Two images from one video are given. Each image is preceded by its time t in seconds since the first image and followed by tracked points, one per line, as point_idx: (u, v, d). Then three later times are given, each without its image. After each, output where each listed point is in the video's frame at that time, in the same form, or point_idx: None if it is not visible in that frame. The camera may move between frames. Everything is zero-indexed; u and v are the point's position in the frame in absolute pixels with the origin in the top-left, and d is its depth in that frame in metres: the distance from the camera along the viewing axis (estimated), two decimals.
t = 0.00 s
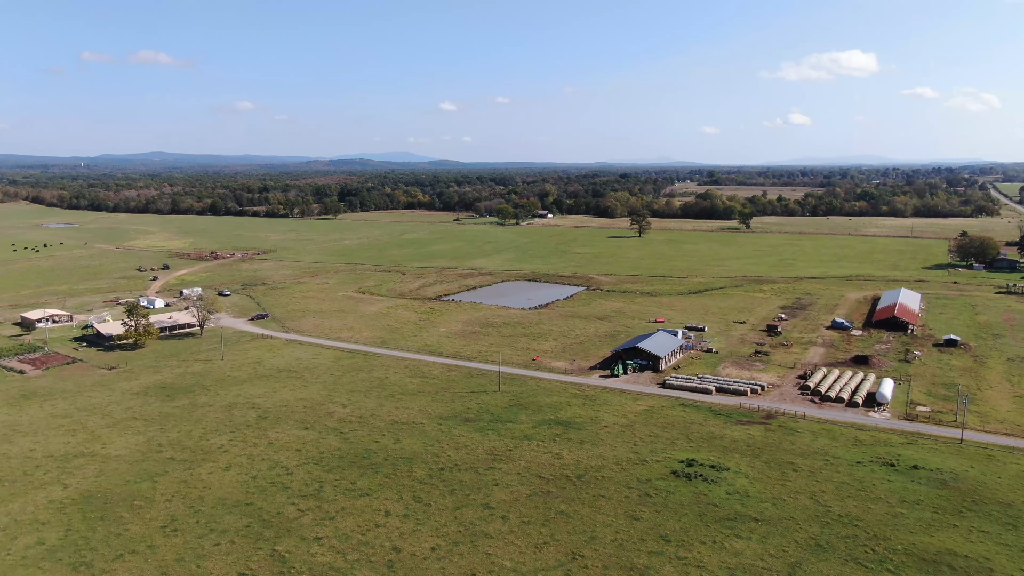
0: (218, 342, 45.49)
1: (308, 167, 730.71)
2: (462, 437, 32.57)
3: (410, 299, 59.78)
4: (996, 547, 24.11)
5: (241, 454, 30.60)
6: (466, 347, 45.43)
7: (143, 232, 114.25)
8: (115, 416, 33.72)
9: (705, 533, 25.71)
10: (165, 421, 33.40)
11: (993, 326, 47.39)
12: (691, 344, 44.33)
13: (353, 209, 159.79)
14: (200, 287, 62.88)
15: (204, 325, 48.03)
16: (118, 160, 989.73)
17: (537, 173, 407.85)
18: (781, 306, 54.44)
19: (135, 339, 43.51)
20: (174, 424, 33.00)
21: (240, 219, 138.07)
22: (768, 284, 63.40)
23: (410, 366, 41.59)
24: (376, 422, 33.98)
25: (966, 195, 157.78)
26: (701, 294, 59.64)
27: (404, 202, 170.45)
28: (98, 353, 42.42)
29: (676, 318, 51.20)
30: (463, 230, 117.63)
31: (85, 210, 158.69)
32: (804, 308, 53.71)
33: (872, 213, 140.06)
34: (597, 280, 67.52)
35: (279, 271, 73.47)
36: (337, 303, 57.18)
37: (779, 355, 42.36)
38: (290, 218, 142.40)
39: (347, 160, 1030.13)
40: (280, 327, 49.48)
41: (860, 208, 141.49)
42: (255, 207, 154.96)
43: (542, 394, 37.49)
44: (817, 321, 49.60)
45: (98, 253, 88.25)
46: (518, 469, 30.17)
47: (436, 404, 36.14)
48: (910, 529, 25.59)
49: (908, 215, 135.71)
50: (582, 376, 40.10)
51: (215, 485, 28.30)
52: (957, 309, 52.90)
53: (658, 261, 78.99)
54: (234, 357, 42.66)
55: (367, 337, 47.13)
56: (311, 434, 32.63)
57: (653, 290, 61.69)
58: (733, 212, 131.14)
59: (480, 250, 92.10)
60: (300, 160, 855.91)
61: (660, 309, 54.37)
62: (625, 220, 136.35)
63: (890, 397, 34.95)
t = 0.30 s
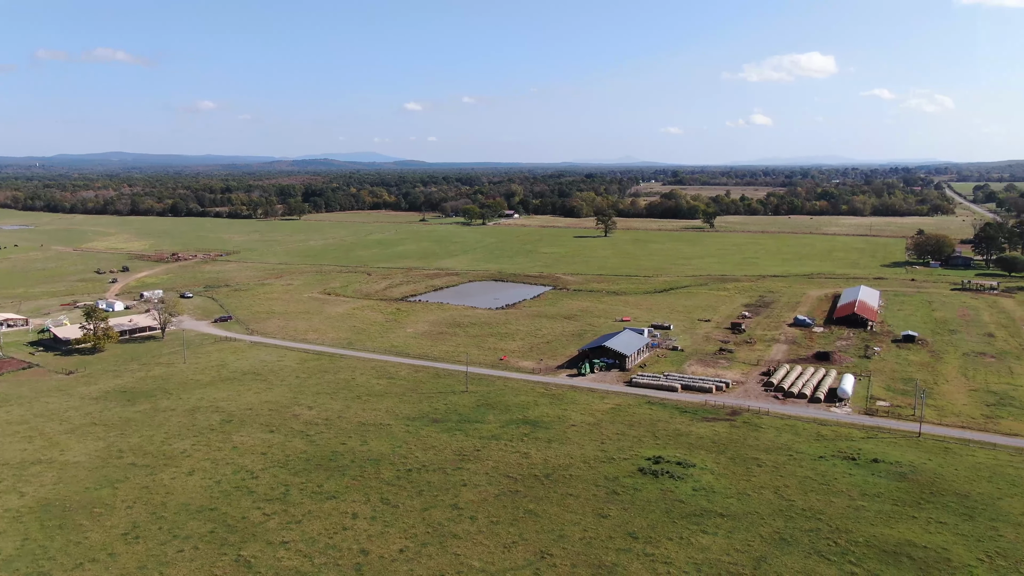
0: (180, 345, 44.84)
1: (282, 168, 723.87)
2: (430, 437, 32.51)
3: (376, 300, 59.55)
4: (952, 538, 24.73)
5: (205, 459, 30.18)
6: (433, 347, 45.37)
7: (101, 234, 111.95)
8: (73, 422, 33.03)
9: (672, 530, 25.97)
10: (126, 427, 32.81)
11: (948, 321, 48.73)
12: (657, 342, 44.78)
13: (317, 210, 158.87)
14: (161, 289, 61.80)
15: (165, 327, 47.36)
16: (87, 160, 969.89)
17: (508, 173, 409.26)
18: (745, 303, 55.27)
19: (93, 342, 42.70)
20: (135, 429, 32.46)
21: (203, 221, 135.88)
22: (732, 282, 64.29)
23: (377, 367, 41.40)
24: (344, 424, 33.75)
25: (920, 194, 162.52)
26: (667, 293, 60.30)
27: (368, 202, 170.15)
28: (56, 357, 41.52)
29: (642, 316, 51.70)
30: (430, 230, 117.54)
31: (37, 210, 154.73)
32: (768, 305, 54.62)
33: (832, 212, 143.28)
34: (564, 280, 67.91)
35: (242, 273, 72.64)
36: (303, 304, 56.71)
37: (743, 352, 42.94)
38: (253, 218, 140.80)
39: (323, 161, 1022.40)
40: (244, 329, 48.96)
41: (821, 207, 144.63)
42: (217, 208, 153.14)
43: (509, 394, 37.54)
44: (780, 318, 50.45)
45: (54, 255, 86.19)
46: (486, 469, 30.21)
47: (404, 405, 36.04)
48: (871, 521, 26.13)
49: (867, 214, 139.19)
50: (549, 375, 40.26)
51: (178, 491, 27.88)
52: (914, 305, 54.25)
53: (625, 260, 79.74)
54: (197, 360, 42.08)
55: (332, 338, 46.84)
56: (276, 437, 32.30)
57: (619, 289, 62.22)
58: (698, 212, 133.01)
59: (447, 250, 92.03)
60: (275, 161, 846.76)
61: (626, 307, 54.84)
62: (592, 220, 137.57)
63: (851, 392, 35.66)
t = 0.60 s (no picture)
0: (139, 349, 44.11)
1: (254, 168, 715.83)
2: (396, 438, 32.39)
3: (339, 301, 59.19)
4: (910, 530, 25.32)
5: (166, 465, 29.69)
6: (399, 348, 45.21)
7: (57, 236, 109.46)
8: (27, 429, 32.25)
9: (638, 527, 26.17)
10: (83, 433, 32.15)
11: (904, 317, 50.05)
12: (622, 341, 45.14)
13: (279, 210, 157.52)
14: (120, 292, 60.58)
15: (123, 331, 46.58)
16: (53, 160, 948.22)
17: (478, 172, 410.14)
18: (708, 302, 56.01)
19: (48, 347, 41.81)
20: (93, 436, 31.83)
21: (164, 222, 133.42)
22: (696, 281, 65.18)
23: (341, 369, 41.12)
24: (309, 426, 33.47)
25: (875, 194, 167.14)
26: (632, 292, 60.88)
27: (332, 202, 169.55)
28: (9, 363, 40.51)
29: (606, 315, 52.14)
30: (394, 230, 117.26)
31: None
32: (731, 303, 55.46)
33: (793, 212, 146.25)
34: (530, 280, 68.19)
35: (203, 275, 71.63)
36: (265, 306, 56.15)
37: (706, 350, 43.53)
38: (214, 219, 139.13)
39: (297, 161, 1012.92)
40: (205, 332, 48.33)
41: (781, 207, 147.53)
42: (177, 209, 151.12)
43: (476, 394, 37.57)
44: (742, 316, 51.24)
45: (6, 258, 83.94)
46: (453, 469, 30.19)
47: (369, 406, 35.88)
48: (832, 514, 26.62)
49: (825, 213, 142.58)
50: (515, 375, 40.37)
51: (139, 497, 27.38)
52: (871, 301, 55.58)
53: (590, 260, 80.38)
54: (156, 364, 41.41)
55: (296, 340, 46.45)
56: (240, 441, 31.92)
57: (584, 289, 62.66)
58: (661, 212, 134.74)
59: (412, 251, 91.89)
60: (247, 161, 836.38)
61: (591, 307, 55.22)
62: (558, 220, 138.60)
63: (812, 388, 36.36)
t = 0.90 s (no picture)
0: (96, 353, 43.29)
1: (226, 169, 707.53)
2: (361, 441, 32.23)
3: (302, 302, 58.67)
4: (869, 522, 25.88)
5: (126, 472, 29.13)
6: (365, 349, 44.99)
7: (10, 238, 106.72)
8: None
9: (604, 525, 26.35)
10: (38, 440, 31.41)
11: (862, 314, 51.24)
12: (587, 340, 45.46)
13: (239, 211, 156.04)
14: (76, 296, 59.17)
15: (79, 335, 45.66)
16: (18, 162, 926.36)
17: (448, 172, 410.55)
18: (672, 300, 56.72)
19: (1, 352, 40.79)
20: (48, 443, 31.10)
21: (122, 224, 130.50)
22: (660, 280, 65.92)
23: (306, 371, 40.80)
24: (273, 430, 33.16)
25: (833, 194, 171.30)
26: (597, 291, 61.43)
27: (294, 202, 168.86)
28: None
29: (572, 314, 52.51)
30: (358, 231, 116.88)
31: None
32: (695, 301, 56.22)
33: (754, 211, 149.05)
34: (495, 279, 68.39)
35: (163, 277, 70.52)
36: (227, 309, 55.50)
37: (670, 349, 44.04)
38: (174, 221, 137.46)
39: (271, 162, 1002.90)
40: (165, 335, 47.65)
41: (742, 206, 150.29)
42: (134, 210, 148.94)
43: (442, 394, 37.52)
44: (706, 314, 52.00)
45: None
46: (419, 471, 30.10)
47: (334, 408, 35.67)
48: (794, 509, 27.06)
49: (785, 213, 145.61)
50: (481, 374, 40.45)
51: (97, 505, 26.80)
52: (830, 299, 56.70)
53: (556, 259, 80.90)
54: (114, 368, 40.66)
55: (258, 342, 45.99)
56: (202, 446, 31.47)
57: (550, 288, 63.03)
58: (625, 211, 136.46)
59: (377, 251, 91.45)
60: (220, 162, 823.36)
61: (557, 306, 55.56)
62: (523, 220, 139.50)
63: (773, 385, 36.97)
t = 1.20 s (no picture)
0: (50, 358, 42.38)
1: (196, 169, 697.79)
2: (326, 443, 32.02)
3: (265, 304, 58.08)
4: (830, 515, 26.37)
5: (83, 479, 28.52)
6: (330, 351, 44.73)
7: None
8: None
9: (571, 523, 26.48)
10: None
11: (822, 311, 52.32)
12: (553, 340, 45.72)
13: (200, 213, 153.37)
14: (30, 300, 57.74)
15: (31, 339, 44.63)
16: None
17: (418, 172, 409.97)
18: (637, 299, 57.35)
19: None
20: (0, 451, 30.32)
21: (80, 226, 127.45)
22: (625, 279, 66.56)
23: (269, 373, 40.42)
24: (236, 433, 32.79)
25: (794, 194, 174.76)
26: (562, 290, 61.87)
27: (256, 202, 167.53)
28: None
29: (537, 314, 52.81)
30: (322, 232, 116.21)
31: None
32: (659, 300, 56.90)
33: (715, 210, 151.55)
34: (461, 280, 68.53)
35: (120, 280, 69.21)
36: (188, 311, 54.77)
37: (635, 347, 44.48)
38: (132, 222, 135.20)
39: (244, 162, 991.18)
40: (123, 338, 46.85)
41: (704, 206, 152.66)
42: (91, 211, 145.98)
43: (408, 396, 37.44)
44: (669, 313, 52.66)
45: None
46: (385, 473, 29.98)
47: (298, 411, 35.38)
48: (757, 504, 27.44)
49: (747, 212, 148.14)
50: (447, 375, 40.47)
51: (52, 514, 26.18)
52: (791, 296, 57.75)
53: (521, 259, 81.27)
54: (70, 373, 39.84)
55: (221, 345, 45.47)
56: (163, 451, 30.98)
57: (515, 288, 63.33)
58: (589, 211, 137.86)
59: (341, 252, 91.03)
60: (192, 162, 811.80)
61: (523, 306, 55.81)
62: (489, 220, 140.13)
63: (736, 382, 37.58)
